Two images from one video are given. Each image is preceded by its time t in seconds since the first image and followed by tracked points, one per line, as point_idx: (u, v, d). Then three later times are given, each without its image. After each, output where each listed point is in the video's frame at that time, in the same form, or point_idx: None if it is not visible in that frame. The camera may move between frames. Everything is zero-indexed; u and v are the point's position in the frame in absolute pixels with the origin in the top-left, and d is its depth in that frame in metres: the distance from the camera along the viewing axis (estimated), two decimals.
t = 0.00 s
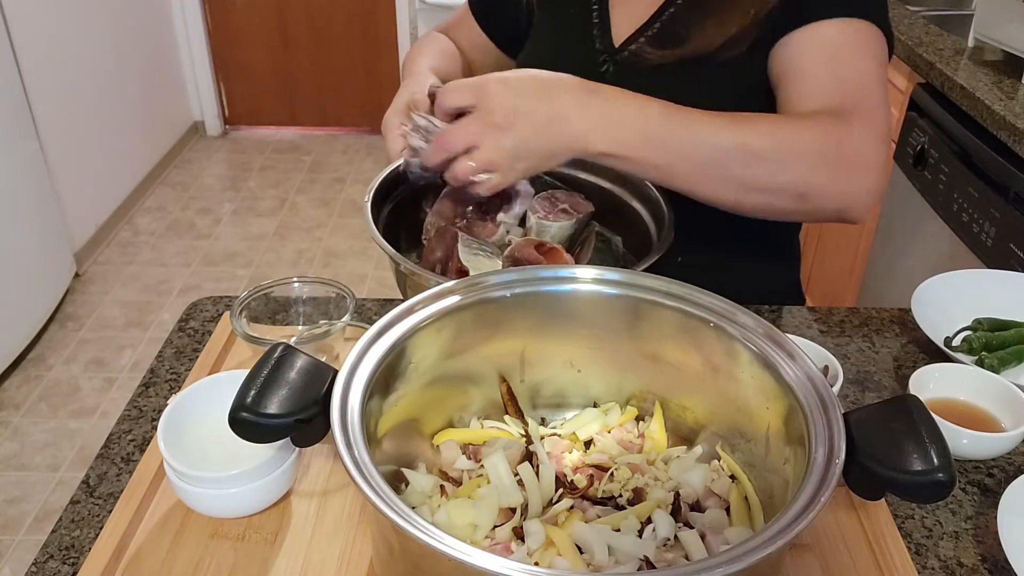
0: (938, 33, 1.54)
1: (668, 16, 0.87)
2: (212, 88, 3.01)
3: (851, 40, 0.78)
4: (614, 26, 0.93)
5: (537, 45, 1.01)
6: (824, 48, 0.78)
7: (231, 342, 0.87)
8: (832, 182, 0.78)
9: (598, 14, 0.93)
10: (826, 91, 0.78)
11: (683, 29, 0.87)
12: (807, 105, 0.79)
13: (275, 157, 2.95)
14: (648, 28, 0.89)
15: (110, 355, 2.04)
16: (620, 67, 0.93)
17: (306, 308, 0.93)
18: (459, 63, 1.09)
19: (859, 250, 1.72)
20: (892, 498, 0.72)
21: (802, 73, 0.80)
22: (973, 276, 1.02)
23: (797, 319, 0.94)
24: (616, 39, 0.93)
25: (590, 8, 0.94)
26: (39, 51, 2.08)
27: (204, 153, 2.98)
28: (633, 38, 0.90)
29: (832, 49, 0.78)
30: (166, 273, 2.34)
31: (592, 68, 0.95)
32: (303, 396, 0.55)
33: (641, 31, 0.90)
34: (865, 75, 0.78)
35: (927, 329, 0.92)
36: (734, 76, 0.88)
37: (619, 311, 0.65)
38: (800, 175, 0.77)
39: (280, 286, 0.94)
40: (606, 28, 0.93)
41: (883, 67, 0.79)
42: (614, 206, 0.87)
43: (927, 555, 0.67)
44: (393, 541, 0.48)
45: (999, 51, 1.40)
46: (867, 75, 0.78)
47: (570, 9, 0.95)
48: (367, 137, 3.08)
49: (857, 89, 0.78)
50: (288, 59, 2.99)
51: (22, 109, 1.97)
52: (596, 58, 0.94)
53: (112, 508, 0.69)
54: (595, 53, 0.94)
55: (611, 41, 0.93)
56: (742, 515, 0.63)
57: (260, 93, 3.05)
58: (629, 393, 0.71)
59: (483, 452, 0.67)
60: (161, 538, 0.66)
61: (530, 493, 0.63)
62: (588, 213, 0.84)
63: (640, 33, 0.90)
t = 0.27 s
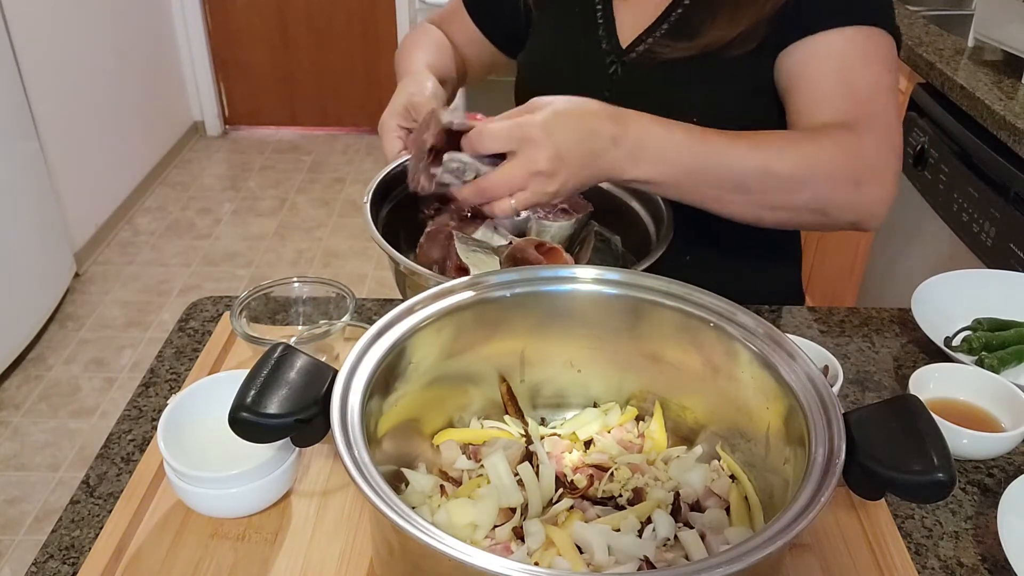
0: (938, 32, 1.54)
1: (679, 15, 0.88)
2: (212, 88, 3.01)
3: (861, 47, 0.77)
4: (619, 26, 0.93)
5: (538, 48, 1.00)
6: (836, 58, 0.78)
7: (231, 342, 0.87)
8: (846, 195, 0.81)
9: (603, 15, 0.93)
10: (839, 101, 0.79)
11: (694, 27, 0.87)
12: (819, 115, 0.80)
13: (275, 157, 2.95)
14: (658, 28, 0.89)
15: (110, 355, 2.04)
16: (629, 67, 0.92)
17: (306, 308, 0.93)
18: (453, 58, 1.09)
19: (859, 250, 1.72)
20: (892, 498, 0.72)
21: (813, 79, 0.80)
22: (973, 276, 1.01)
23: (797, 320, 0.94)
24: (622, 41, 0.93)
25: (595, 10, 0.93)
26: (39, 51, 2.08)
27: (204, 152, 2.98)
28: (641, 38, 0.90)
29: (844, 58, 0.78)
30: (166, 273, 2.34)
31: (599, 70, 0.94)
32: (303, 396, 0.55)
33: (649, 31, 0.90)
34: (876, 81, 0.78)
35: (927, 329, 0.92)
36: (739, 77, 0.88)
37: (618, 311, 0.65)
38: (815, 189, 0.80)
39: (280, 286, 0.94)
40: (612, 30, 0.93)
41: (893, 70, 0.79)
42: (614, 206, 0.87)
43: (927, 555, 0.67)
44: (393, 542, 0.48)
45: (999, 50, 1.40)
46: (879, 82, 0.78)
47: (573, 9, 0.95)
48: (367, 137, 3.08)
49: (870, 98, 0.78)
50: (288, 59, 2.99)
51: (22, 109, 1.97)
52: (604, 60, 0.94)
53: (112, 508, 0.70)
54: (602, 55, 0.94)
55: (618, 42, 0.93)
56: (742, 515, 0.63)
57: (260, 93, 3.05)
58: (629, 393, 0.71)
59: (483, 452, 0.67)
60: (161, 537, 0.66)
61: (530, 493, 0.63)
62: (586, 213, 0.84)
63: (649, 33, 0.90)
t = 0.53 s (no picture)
0: (938, 32, 1.54)
1: (677, 24, 0.88)
2: (212, 88, 3.01)
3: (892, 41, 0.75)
4: (618, 31, 0.94)
5: (538, 51, 1.01)
6: (866, 48, 0.75)
7: (231, 342, 0.87)
8: (887, 195, 0.74)
9: (602, 24, 0.93)
10: (877, 94, 0.74)
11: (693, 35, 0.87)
12: (855, 110, 0.75)
13: (275, 157, 2.95)
14: (656, 36, 0.89)
15: (110, 355, 2.04)
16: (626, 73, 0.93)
17: (306, 308, 0.93)
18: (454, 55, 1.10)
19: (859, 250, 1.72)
20: (892, 498, 0.72)
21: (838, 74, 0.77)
22: (973, 276, 1.01)
23: (797, 319, 0.94)
24: (621, 47, 0.94)
25: (595, 16, 0.93)
26: (39, 51, 2.08)
27: (204, 152, 2.98)
28: (641, 45, 0.91)
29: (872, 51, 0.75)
30: (166, 273, 2.34)
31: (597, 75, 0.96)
32: (303, 396, 0.55)
33: (649, 38, 0.90)
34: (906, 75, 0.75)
35: (928, 329, 0.92)
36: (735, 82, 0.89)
37: (618, 311, 0.65)
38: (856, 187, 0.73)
39: (280, 286, 0.94)
40: (611, 38, 0.94)
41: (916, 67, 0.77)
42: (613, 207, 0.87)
43: (927, 555, 0.67)
44: (393, 543, 0.48)
45: (998, 50, 1.40)
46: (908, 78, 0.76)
47: (572, 14, 0.95)
48: (367, 137, 3.08)
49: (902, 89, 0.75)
50: (288, 59, 2.99)
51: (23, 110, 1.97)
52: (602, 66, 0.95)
53: (112, 508, 0.70)
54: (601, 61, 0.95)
55: (616, 49, 0.94)
56: (742, 515, 0.63)
57: (260, 94, 3.05)
58: (629, 393, 0.71)
59: (483, 452, 0.67)
60: (161, 537, 0.66)
61: (530, 494, 0.63)
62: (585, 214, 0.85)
63: (648, 41, 0.90)
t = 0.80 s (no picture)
0: (938, 33, 1.54)
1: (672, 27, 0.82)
2: (212, 88, 3.01)
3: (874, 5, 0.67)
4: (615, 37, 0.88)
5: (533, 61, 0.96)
6: (844, 13, 0.66)
7: (231, 342, 0.87)
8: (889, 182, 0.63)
9: (600, 29, 0.88)
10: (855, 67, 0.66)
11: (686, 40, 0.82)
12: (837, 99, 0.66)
13: (275, 157, 2.95)
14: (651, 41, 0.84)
15: (110, 355, 2.04)
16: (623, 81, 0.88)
17: (306, 308, 0.93)
18: (456, 56, 1.07)
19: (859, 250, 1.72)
20: (892, 499, 0.72)
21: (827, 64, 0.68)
22: (973, 276, 1.01)
23: (797, 319, 0.94)
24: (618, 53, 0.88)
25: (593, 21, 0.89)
26: (39, 51, 2.08)
27: (204, 152, 2.98)
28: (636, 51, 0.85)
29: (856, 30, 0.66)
30: (166, 273, 2.34)
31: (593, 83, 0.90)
32: (303, 396, 0.55)
33: (643, 43, 0.84)
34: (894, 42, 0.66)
35: (928, 330, 0.92)
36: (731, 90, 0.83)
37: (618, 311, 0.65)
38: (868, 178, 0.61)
39: (280, 285, 0.94)
40: (607, 43, 0.88)
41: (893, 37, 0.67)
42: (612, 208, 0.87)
43: (927, 555, 0.67)
44: (393, 543, 0.48)
45: (998, 50, 1.39)
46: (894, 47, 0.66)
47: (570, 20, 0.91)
48: (367, 137, 3.08)
49: (885, 58, 0.65)
50: (288, 59, 2.99)
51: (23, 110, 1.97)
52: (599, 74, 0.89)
53: (112, 508, 0.70)
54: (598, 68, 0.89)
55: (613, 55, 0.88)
56: (742, 515, 0.63)
57: (260, 94, 3.05)
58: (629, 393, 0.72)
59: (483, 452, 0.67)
60: (162, 537, 0.66)
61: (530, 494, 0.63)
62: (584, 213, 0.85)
63: (644, 45, 0.84)
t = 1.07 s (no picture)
0: (938, 32, 1.54)
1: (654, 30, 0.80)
2: (212, 88, 3.01)
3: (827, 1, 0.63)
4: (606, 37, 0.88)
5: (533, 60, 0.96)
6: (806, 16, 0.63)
7: (231, 343, 0.87)
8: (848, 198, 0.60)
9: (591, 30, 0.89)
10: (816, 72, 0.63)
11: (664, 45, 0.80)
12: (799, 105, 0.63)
13: (275, 157, 2.95)
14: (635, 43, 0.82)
15: (110, 355, 2.04)
16: (605, 83, 0.88)
17: (306, 308, 0.93)
18: (465, 57, 1.07)
19: (859, 250, 1.72)
20: (892, 498, 0.72)
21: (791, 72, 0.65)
22: (974, 277, 1.01)
23: (797, 320, 0.94)
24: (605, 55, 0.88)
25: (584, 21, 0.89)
26: (39, 50, 2.08)
27: (204, 152, 2.98)
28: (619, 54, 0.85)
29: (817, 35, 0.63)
30: (166, 273, 2.34)
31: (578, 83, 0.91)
32: (303, 396, 0.55)
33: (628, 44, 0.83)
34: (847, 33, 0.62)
35: (928, 330, 0.92)
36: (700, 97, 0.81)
37: (618, 311, 0.65)
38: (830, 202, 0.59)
39: (280, 286, 0.94)
40: (597, 44, 0.89)
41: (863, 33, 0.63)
42: (612, 207, 0.87)
43: (927, 555, 0.67)
44: (393, 543, 0.48)
45: (998, 50, 1.39)
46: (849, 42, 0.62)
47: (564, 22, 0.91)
48: (367, 137, 3.08)
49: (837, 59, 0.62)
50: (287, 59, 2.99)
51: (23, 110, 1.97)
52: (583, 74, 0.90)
53: (112, 508, 0.69)
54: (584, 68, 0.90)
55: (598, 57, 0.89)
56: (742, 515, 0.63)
57: (260, 94, 3.05)
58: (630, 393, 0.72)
59: (483, 452, 0.68)
60: (161, 537, 0.66)
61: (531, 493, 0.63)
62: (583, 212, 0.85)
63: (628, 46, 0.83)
